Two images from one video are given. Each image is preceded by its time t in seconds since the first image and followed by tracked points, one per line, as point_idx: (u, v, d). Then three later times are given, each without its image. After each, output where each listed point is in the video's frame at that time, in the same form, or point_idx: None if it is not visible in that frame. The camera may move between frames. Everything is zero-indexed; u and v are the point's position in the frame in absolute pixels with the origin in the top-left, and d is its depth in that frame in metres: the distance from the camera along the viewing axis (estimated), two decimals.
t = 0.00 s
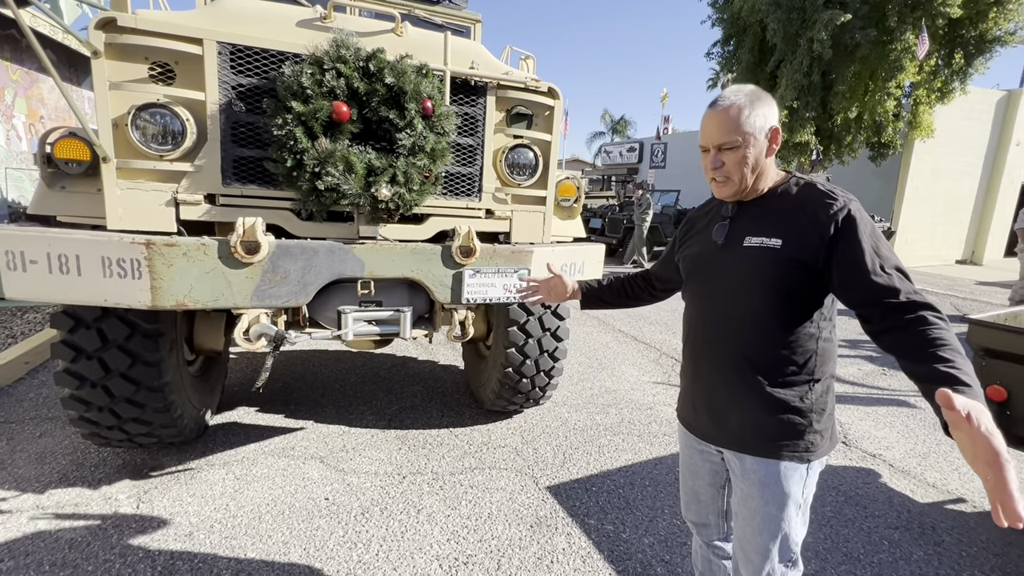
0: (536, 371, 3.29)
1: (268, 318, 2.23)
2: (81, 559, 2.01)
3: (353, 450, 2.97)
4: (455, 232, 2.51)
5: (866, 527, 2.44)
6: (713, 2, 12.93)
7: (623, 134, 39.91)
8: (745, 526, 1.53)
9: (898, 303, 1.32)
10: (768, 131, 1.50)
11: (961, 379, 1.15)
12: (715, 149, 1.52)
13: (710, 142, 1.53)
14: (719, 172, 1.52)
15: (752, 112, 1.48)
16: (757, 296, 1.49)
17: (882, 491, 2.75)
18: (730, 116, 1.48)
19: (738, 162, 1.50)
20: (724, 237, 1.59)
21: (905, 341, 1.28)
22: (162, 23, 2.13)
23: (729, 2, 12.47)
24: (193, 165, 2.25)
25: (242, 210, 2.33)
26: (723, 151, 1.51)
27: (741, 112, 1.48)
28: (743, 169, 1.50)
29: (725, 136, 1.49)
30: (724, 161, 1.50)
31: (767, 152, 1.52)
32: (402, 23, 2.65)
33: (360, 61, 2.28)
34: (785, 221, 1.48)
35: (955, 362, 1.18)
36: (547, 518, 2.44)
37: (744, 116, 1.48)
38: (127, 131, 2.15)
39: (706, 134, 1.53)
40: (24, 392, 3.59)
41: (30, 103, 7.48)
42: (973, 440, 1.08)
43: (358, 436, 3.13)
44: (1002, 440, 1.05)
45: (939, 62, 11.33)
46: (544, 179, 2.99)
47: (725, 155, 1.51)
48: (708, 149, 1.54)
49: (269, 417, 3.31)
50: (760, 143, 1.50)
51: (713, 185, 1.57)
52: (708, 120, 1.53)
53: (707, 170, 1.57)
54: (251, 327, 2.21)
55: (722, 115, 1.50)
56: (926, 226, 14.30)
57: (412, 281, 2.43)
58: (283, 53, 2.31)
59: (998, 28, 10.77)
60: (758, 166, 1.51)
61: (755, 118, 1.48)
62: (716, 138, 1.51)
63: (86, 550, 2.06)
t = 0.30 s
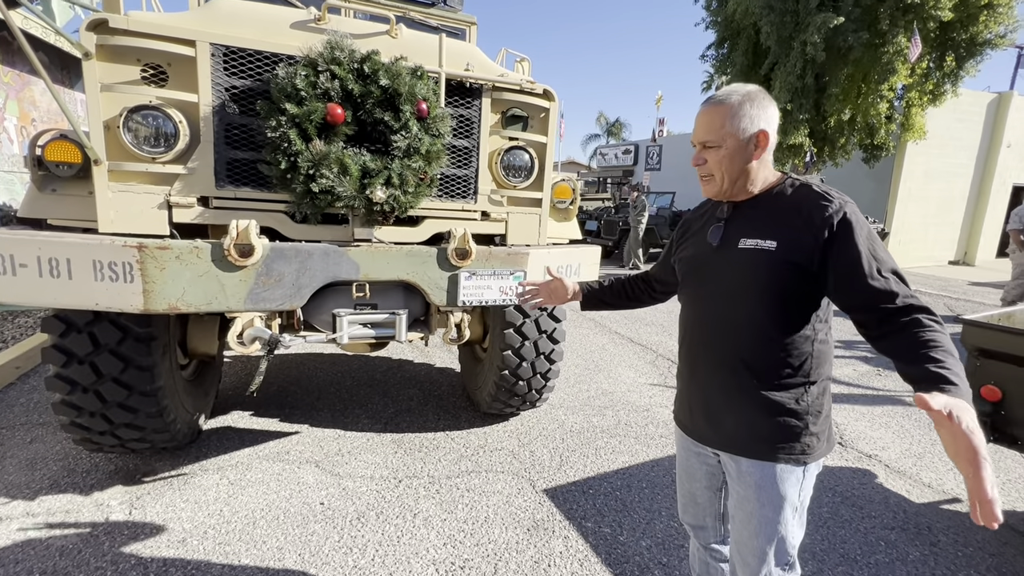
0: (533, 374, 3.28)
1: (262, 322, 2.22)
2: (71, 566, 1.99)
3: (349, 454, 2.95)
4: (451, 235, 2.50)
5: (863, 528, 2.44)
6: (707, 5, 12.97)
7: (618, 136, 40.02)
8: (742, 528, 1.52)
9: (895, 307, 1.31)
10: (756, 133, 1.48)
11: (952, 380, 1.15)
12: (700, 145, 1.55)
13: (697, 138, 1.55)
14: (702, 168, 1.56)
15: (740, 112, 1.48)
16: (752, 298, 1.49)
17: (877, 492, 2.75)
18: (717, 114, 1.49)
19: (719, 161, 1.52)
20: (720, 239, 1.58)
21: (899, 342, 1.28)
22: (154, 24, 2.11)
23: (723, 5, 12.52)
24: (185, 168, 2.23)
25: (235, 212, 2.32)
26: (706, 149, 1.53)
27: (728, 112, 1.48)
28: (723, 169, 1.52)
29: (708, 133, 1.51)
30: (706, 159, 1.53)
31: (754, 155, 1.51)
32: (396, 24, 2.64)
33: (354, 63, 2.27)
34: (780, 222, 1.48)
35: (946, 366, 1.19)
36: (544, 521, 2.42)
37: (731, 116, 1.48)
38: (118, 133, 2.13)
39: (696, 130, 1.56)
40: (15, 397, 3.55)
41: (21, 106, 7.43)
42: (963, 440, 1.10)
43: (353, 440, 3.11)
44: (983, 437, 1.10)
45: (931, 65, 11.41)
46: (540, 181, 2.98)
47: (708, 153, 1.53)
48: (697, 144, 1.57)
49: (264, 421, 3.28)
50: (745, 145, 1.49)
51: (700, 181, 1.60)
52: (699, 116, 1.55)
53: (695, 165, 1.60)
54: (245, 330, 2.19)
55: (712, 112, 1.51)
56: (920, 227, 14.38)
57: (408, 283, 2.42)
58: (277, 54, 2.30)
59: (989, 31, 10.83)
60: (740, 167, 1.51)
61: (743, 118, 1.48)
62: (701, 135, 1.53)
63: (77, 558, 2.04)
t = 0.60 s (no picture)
0: (528, 379, 3.28)
1: (256, 329, 2.21)
2: None
3: (344, 461, 2.94)
4: (445, 241, 2.50)
5: (857, 531, 2.45)
6: (699, 12, 13.07)
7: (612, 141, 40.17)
8: (733, 534, 1.52)
9: (872, 316, 1.37)
10: (741, 141, 1.50)
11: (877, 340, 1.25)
12: (688, 155, 1.58)
13: (686, 148, 1.58)
14: (691, 178, 1.59)
15: (725, 121, 1.49)
16: (742, 302, 1.50)
17: (871, 495, 2.76)
18: (703, 124, 1.52)
19: (706, 170, 1.54)
20: (711, 244, 1.59)
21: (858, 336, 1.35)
22: (148, 32, 2.11)
23: (715, 12, 12.62)
24: (179, 176, 2.23)
25: (229, 220, 2.32)
26: (694, 158, 1.56)
27: (713, 121, 1.50)
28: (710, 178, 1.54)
29: (694, 143, 1.54)
30: (693, 168, 1.56)
31: (740, 162, 1.52)
32: (391, 33, 2.65)
33: (349, 71, 2.28)
34: (768, 228, 1.49)
35: (882, 333, 1.29)
36: (540, 527, 2.42)
37: (715, 125, 1.50)
38: (112, 141, 2.13)
39: (684, 140, 1.58)
40: (6, 406, 3.52)
41: (13, 112, 7.40)
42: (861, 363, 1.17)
43: (349, 447, 3.10)
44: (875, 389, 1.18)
45: (920, 70, 11.54)
46: (534, 188, 2.99)
47: (695, 162, 1.56)
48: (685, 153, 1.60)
49: (258, 429, 3.27)
50: (730, 154, 1.51)
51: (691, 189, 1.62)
52: (686, 126, 1.58)
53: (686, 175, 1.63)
54: (239, 338, 2.18)
55: (697, 122, 1.54)
56: (911, 230, 14.50)
57: (403, 289, 2.42)
58: (271, 62, 2.30)
59: (977, 37, 10.96)
60: (727, 176, 1.53)
61: (728, 127, 1.49)
62: (687, 145, 1.56)
63: (68, 569, 2.02)
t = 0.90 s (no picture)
0: (522, 385, 3.28)
1: (248, 336, 2.21)
2: None
3: (337, 469, 2.92)
4: (438, 248, 2.50)
5: (850, 535, 2.45)
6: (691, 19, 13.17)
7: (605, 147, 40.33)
8: (724, 540, 1.53)
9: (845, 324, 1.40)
10: (739, 140, 1.57)
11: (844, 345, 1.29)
12: (696, 155, 1.54)
13: (694, 149, 1.55)
14: (703, 177, 1.55)
15: (724, 122, 1.55)
16: (731, 306, 1.51)
17: (864, 498, 2.77)
18: (706, 124, 1.54)
19: (719, 166, 1.54)
20: (698, 250, 1.60)
21: (827, 338, 1.40)
22: (140, 40, 2.11)
23: (707, 19, 12.73)
24: (171, 184, 2.22)
25: (220, 227, 2.31)
26: (706, 156, 1.54)
27: (715, 121, 1.54)
28: (725, 174, 1.54)
29: (705, 141, 1.53)
30: (709, 164, 1.53)
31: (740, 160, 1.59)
32: (383, 41, 2.66)
33: (341, 79, 2.28)
34: (754, 233, 1.51)
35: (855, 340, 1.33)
36: (534, 534, 2.41)
37: (717, 125, 1.54)
38: (102, 149, 2.12)
39: (688, 142, 1.56)
40: None
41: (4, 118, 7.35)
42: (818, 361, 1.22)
43: (342, 455, 3.08)
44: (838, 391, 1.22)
45: (909, 77, 11.68)
46: (527, 194, 3.00)
47: (708, 159, 1.54)
48: (687, 156, 1.57)
49: (251, 437, 3.25)
50: (735, 150, 1.56)
51: (698, 192, 1.57)
52: (684, 130, 1.57)
53: (689, 178, 1.58)
54: (230, 346, 2.17)
55: (698, 124, 1.55)
56: (902, 234, 14.63)
57: (396, 296, 2.41)
58: (263, 70, 2.31)
59: (964, 44, 11.08)
60: (736, 171, 1.56)
61: (727, 127, 1.56)
62: (696, 144, 1.54)
63: None
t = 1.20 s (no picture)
0: (517, 392, 3.27)
1: (239, 344, 2.19)
2: None
3: (330, 477, 2.90)
4: (432, 254, 2.49)
5: (844, 539, 2.45)
6: (683, 27, 13.25)
7: (598, 153, 40.50)
8: (721, 546, 1.52)
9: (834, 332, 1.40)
10: (728, 153, 1.51)
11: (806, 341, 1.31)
12: (676, 161, 1.57)
13: (677, 154, 1.56)
14: (677, 184, 1.57)
15: (716, 132, 1.51)
16: (728, 313, 1.51)
17: (858, 503, 2.78)
18: (695, 133, 1.52)
19: (694, 177, 1.54)
20: (694, 256, 1.60)
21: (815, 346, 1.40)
22: (131, 46, 2.10)
23: (698, 26, 12.81)
24: (162, 190, 2.21)
25: (212, 234, 2.29)
26: (684, 164, 1.55)
27: (706, 130, 1.51)
28: (699, 185, 1.54)
29: (684, 150, 1.54)
30: (682, 174, 1.55)
31: (728, 174, 1.54)
32: (377, 47, 2.66)
33: (334, 86, 2.28)
34: (749, 240, 1.51)
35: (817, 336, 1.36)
36: (530, 541, 2.40)
37: (705, 135, 1.51)
38: (92, 155, 2.10)
39: (675, 146, 1.56)
40: None
41: None
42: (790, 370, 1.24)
43: (335, 463, 3.06)
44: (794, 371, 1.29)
45: (897, 84, 11.81)
46: (521, 200, 3.00)
47: (683, 169, 1.55)
48: (673, 161, 1.59)
49: (243, 445, 3.22)
50: (719, 164, 1.52)
51: (674, 195, 1.60)
52: (676, 134, 1.57)
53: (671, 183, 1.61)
54: (221, 354, 2.15)
55: (689, 131, 1.54)
56: (892, 239, 14.77)
57: (389, 303, 2.40)
58: (255, 77, 2.30)
59: (950, 52, 11.22)
60: (715, 184, 1.53)
61: (718, 138, 1.51)
62: (676, 151, 1.56)
63: None
